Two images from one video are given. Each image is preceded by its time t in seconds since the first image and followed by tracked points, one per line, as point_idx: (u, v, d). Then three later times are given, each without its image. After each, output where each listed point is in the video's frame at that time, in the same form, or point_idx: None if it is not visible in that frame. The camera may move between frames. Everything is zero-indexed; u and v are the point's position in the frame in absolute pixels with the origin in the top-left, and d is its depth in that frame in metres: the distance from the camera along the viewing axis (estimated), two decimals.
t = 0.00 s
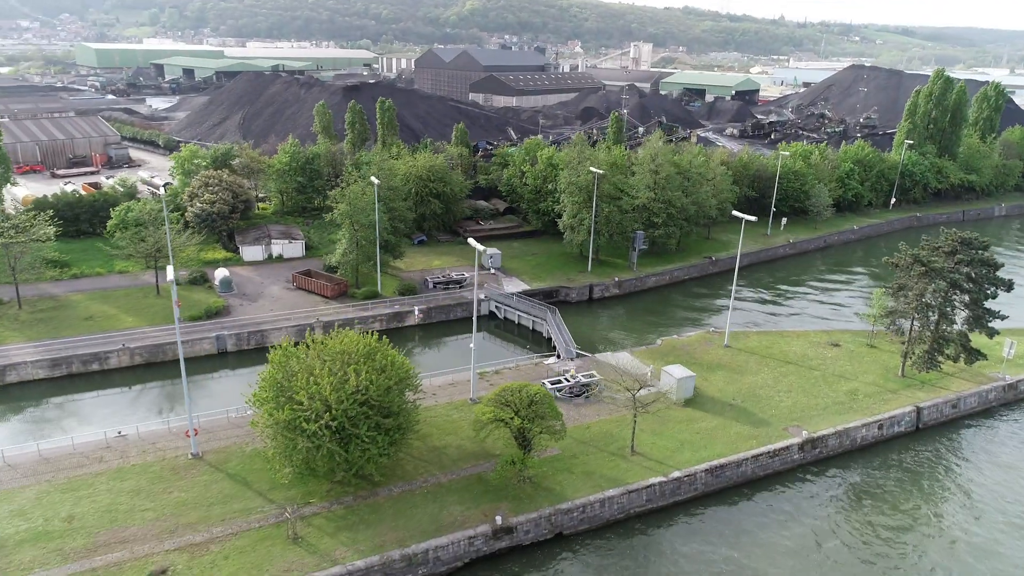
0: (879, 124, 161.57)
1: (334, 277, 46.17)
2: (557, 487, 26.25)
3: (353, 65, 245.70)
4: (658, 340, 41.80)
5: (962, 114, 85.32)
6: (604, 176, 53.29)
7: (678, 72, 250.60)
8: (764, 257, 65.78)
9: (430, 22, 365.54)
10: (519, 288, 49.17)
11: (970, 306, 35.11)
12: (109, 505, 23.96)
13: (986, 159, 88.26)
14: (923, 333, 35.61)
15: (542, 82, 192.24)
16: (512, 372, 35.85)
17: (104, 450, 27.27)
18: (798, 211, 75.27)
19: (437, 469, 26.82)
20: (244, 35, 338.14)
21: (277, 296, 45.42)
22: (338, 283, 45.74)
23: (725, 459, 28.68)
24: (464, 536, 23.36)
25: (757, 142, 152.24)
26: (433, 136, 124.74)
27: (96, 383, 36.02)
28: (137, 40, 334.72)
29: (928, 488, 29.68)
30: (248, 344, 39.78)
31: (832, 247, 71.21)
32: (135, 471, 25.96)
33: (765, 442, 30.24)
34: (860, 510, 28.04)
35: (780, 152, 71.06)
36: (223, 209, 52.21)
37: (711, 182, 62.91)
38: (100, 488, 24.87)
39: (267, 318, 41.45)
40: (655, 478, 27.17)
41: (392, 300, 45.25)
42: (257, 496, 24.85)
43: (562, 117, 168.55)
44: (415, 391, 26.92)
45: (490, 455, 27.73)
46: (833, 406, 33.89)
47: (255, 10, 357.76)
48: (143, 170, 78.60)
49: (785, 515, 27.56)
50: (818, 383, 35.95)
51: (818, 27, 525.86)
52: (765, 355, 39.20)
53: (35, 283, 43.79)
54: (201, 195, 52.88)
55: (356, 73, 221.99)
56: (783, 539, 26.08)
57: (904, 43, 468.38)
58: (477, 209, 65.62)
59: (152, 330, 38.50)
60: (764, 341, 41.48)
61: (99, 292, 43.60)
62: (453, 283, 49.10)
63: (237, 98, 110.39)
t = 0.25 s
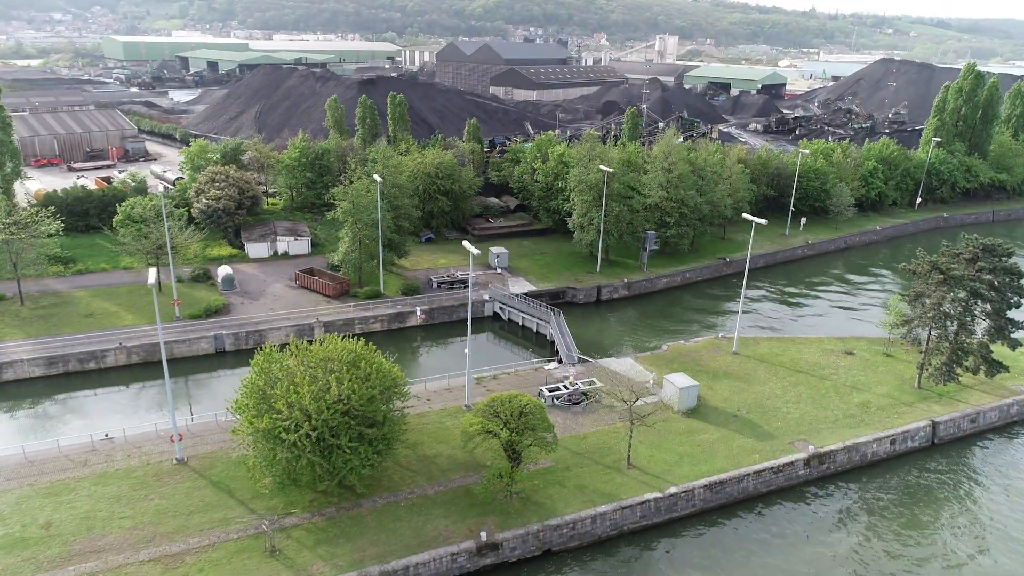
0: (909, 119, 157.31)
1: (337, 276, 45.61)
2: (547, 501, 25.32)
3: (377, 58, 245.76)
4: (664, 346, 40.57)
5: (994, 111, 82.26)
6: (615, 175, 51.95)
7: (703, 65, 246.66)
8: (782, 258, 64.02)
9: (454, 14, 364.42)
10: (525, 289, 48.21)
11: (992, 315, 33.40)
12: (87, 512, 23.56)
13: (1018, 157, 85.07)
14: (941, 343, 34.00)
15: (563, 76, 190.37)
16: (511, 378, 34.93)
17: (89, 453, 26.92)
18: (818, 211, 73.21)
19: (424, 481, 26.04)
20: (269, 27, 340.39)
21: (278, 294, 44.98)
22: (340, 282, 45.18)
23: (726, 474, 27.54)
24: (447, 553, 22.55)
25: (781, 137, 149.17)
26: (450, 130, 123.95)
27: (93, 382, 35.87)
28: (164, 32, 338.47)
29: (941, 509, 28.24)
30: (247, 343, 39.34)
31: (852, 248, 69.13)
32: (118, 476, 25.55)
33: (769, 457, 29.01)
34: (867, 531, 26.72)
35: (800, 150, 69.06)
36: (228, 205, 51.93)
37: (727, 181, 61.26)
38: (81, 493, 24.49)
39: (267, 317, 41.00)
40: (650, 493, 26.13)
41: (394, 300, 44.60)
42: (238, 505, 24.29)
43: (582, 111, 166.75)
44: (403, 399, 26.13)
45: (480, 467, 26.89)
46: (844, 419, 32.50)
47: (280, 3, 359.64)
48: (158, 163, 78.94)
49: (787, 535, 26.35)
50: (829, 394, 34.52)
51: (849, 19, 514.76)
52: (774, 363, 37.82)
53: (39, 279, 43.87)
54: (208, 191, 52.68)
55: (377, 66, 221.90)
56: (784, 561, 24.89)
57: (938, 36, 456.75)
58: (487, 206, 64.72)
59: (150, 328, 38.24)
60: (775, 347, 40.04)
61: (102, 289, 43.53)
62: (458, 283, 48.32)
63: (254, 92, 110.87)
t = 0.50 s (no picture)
0: (941, 115, 152.92)
1: (341, 275, 45.14)
2: (537, 516, 24.50)
3: (401, 50, 245.55)
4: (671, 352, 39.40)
5: None
6: (626, 174, 50.70)
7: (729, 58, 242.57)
8: (800, 259, 62.28)
9: (478, 6, 362.92)
10: (531, 290, 47.30)
11: (1015, 327, 31.80)
12: (69, 518, 23.25)
13: None
14: (960, 355, 32.46)
15: (586, 69, 188.41)
16: (510, 383, 34.07)
17: (77, 455, 26.66)
18: (840, 211, 71.18)
19: (411, 491, 25.36)
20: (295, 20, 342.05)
21: (282, 293, 44.62)
22: (344, 281, 44.68)
23: (726, 491, 26.45)
24: (429, 569, 21.83)
25: (807, 134, 146.01)
26: (469, 124, 123.09)
27: (92, 380, 35.80)
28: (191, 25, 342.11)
29: (954, 532, 26.87)
30: (247, 343, 38.97)
31: (875, 250, 67.08)
32: (103, 480, 25.23)
33: (773, 472, 27.85)
34: (874, 554, 25.48)
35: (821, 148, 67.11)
36: (236, 201, 51.77)
37: (744, 180, 59.67)
38: (65, 498, 24.22)
39: (268, 316, 40.63)
40: (645, 509, 25.16)
41: (397, 300, 44.00)
42: (221, 513, 23.81)
43: (603, 105, 164.91)
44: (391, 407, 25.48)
45: (471, 478, 26.15)
46: (854, 432, 31.16)
47: None
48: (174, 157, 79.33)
49: (788, 556, 25.22)
50: (841, 406, 33.16)
51: (882, 12, 503.22)
52: (785, 372, 36.52)
53: (46, 274, 44.03)
54: (216, 187, 52.51)
55: (400, 59, 221.69)
56: None
57: (974, 28, 444.57)
58: (499, 203, 63.87)
59: (150, 327, 38.08)
60: (786, 355, 38.67)
61: (107, 285, 43.53)
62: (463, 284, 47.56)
63: (272, 86, 111.22)
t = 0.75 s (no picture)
0: (976, 112, 148.22)
1: (345, 274, 44.72)
2: (525, 531, 23.70)
3: (425, 43, 245.19)
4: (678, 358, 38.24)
5: None
6: (638, 173, 49.45)
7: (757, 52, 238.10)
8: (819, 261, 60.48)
9: None
10: (538, 291, 46.43)
11: None
12: (50, 522, 23.00)
13: None
14: (979, 369, 30.89)
15: (609, 63, 186.28)
16: (508, 389, 33.25)
17: (65, 457, 26.46)
18: (863, 211, 69.04)
19: (397, 502, 24.74)
20: (321, 13, 343.54)
21: (286, 291, 44.33)
22: (347, 280, 44.27)
23: (724, 509, 25.38)
24: None
25: (835, 130, 142.57)
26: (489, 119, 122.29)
27: (91, 377, 35.80)
28: (219, 18, 345.42)
29: (967, 558, 25.50)
30: (247, 342, 38.76)
31: (899, 252, 64.91)
32: (88, 484, 24.96)
33: (775, 490, 26.70)
34: None
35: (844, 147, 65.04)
36: (243, 197, 51.68)
37: (762, 179, 57.99)
38: (49, 501, 23.98)
39: (269, 316, 40.32)
40: (637, 527, 24.22)
41: (400, 301, 43.44)
42: (202, 521, 23.41)
43: (626, 100, 162.78)
44: (377, 415, 24.82)
45: (459, 489, 25.43)
46: (865, 448, 29.82)
47: None
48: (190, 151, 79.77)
49: None
50: (852, 419, 31.80)
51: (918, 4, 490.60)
52: (795, 382, 35.22)
53: (54, 270, 44.24)
54: (225, 184, 52.48)
55: (423, 52, 221.31)
56: None
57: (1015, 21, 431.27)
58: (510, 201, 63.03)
59: (151, 325, 37.99)
60: (798, 364, 37.31)
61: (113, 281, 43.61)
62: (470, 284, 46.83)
63: (291, 79, 111.72)
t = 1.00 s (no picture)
0: (1007, 110, 144.00)
1: (346, 274, 44.19)
2: (508, 549, 22.96)
3: (446, 38, 244.51)
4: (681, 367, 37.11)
5: None
6: (646, 174, 48.26)
7: (782, 47, 233.94)
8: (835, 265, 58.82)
9: None
10: (541, 294, 45.54)
11: None
12: (27, 529, 22.74)
13: None
14: (994, 385, 29.47)
15: (629, 58, 184.14)
16: (503, 397, 32.46)
17: (49, 461, 26.26)
18: (883, 214, 67.07)
19: (379, 515, 24.14)
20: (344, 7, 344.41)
21: (286, 291, 43.94)
22: (348, 280, 43.73)
23: (718, 529, 24.40)
24: None
25: (859, 128, 139.37)
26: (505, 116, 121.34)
27: (87, 377, 35.68)
28: (243, 12, 347.89)
29: None
30: (244, 343, 38.30)
31: (919, 257, 62.93)
32: (69, 489, 24.69)
33: (773, 510, 25.65)
34: None
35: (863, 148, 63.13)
36: (248, 195, 51.60)
37: (777, 180, 56.44)
38: (28, 507, 23.73)
39: (267, 316, 39.94)
40: (625, 546, 23.34)
41: (401, 302, 42.83)
42: (180, 531, 22.99)
43: (645, 96, 160.62)
44: (359, 425, 24.19)
45: (443, 503, 24.76)
46: (871, 466, 28.59)
47: None
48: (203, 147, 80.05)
49: None
50: (859, 435, 30.54)
51: None
52: (801, 394, 34.00)
53: (57, 267, 44.33)
54: (230, 181, 52.33)
55: (442, 47, 220.55)
56: None
57: None
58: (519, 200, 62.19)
59: (148, 325, 37.78)
60: (805, 375, 36.02)
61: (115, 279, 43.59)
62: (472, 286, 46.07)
63: (305, 75, 112.42)
